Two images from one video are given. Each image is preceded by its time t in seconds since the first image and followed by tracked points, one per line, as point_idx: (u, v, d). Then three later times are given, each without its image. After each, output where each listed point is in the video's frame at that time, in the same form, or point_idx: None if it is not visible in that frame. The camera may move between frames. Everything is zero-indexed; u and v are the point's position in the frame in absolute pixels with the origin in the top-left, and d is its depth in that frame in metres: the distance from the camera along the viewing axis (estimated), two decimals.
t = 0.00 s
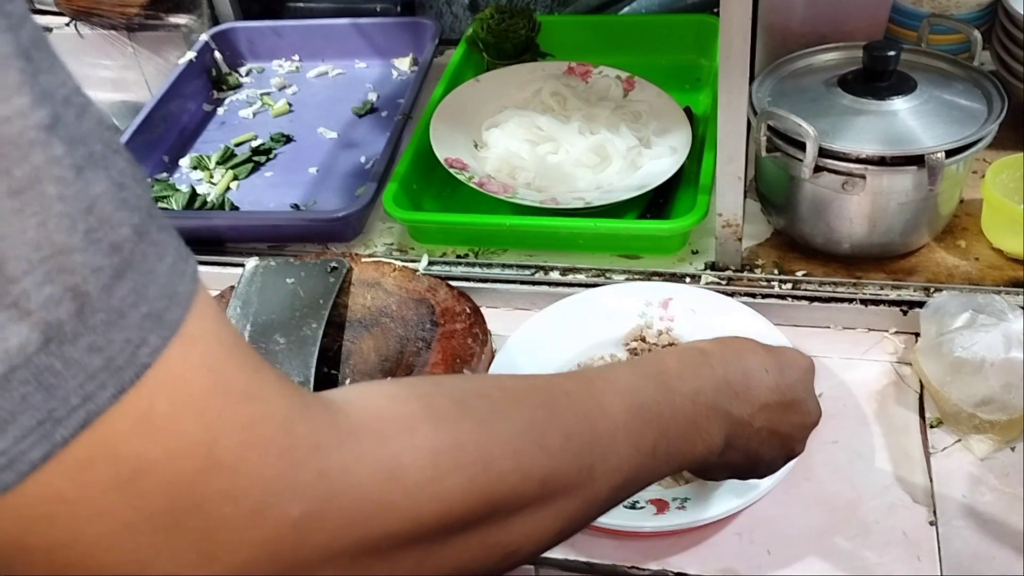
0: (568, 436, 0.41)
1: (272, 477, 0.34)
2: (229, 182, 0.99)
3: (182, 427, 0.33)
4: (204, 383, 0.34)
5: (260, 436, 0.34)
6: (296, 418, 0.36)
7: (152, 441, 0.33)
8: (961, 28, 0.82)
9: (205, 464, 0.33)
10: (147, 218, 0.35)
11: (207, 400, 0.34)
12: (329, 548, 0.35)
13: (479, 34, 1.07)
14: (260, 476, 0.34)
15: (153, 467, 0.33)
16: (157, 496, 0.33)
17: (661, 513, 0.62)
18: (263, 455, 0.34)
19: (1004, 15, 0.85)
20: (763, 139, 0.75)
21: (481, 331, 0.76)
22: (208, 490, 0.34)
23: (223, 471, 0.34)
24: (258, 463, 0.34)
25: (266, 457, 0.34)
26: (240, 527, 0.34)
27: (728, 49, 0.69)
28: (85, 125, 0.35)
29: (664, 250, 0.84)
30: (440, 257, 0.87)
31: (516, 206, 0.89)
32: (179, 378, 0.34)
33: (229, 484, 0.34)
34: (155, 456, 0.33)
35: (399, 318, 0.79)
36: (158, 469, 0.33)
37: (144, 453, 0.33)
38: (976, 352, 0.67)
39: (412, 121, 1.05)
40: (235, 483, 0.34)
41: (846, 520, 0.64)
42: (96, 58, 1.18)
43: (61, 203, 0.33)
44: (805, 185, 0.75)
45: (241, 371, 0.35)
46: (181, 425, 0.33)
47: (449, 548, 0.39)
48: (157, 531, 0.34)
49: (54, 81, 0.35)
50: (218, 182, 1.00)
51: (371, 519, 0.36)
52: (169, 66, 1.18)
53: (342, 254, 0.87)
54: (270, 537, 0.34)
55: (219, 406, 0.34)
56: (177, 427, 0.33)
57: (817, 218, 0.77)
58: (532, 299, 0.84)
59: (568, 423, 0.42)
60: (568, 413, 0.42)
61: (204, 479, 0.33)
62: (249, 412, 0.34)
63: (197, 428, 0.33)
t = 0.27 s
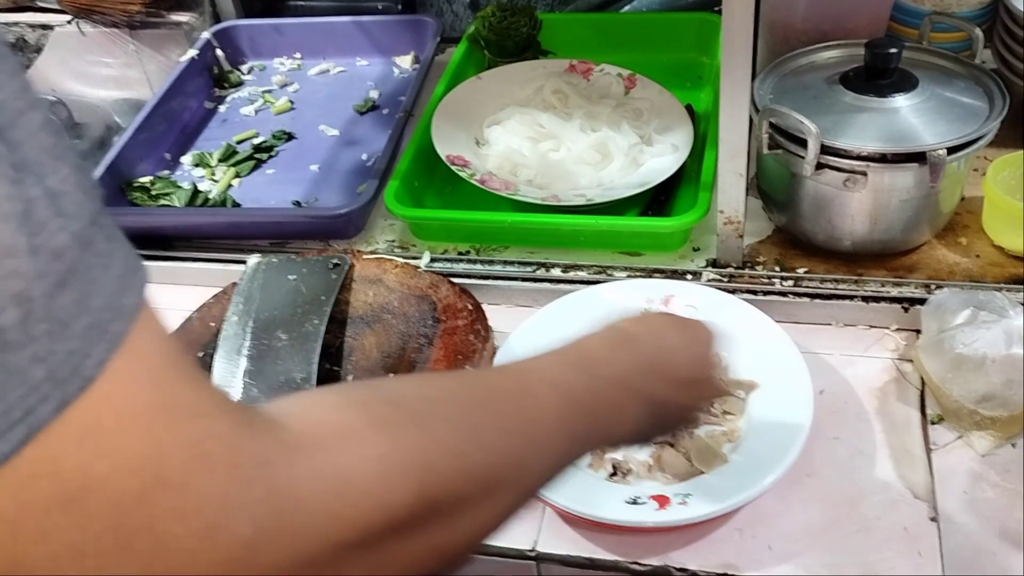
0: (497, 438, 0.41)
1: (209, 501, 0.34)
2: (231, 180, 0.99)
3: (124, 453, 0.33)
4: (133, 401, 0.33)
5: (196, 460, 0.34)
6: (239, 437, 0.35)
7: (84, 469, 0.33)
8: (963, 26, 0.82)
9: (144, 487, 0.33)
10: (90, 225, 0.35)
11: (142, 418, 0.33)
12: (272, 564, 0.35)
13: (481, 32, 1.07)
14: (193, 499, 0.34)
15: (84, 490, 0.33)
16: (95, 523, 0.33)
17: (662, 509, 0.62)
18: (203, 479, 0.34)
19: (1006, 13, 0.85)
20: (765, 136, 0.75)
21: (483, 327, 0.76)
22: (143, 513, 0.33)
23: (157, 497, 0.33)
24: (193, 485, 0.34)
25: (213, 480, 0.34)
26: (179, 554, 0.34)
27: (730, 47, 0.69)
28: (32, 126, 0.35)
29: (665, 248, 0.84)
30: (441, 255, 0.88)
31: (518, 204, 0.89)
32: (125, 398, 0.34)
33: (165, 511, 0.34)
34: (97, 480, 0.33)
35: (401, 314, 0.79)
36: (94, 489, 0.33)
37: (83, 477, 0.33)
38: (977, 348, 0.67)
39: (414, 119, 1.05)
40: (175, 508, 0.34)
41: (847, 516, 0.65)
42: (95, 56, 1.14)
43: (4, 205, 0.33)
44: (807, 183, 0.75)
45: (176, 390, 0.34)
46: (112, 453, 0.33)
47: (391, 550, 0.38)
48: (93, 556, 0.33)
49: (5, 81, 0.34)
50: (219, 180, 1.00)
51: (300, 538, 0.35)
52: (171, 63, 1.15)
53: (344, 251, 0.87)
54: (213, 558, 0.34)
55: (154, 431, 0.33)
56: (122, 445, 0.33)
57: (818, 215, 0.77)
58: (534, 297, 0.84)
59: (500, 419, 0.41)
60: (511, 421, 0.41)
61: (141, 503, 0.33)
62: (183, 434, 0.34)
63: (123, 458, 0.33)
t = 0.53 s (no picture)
0: (363, 431, 0.54)
1: (162, 490, 0.47)
2: (230, 179, 0.99)
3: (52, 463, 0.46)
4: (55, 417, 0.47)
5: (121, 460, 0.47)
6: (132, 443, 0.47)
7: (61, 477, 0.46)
8: (963, 26, 0.82)
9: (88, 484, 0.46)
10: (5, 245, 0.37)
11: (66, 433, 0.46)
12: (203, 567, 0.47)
13: (481, 31, 1.07)
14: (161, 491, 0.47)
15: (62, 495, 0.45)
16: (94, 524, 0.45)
17: (660, 508, 0.63)
18: (116, 475, 0.46)
19: (1005, 13, 0.85)
20: (764, 136, 0.75)
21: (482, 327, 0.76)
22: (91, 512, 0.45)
23: (125, 492, 0.46)
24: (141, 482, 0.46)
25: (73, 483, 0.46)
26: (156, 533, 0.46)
27: (730, 46, 0.69)
28: None
29: (664, 247, 0.84)
30: (441, 254, 0.88)
31: (517, 203, 0.89)
32: (50, 416, 0.47)
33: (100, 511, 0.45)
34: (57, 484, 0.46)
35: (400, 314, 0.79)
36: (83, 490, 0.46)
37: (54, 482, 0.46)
38: (975, 348, 0.67)
39: (414, 118, 1.05)
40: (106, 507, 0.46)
41: (845, 516, 0.65)
42: (96, 56, 1.10)
43: None
44: (806, 182, 0.75)
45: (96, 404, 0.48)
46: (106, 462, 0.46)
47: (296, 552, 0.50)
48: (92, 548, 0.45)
49: None
50: (218, 179, 1.00)
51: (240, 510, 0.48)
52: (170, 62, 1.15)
53: (344, 250, 0.87)
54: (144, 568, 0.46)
55: (87, 450, 0.46)
56: (79, 461, 0.46)
57: (817, 215, 0.77)
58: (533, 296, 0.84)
59: (363, 411, 0.54)
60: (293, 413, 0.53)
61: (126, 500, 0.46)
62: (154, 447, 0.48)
63: (110, 462, 0.46)
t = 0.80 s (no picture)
0: (265, 427, 0.55)
1: (107, 506, 0.46)
2: (230, 180, 1.00)
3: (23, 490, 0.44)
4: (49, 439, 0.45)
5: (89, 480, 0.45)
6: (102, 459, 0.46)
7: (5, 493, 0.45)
8: (959, 27, 0.82)
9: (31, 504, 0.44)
10: None
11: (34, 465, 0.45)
12: None
13: (479, 33, 1.08)
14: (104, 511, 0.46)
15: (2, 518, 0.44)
16: None
17: (658, 508, 0.63)
18: (74, 499, 0.45)
19: (1001, 15, 0.86)
20: (761, 137, 0.75)
21: (481, 328, 0.77)
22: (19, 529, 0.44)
23: (61, 509, 0.45)
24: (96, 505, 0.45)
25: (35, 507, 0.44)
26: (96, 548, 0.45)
27: (728, 47, 0.69)
28: None
29: (662, 248, 0.84)
30: (440, 254, 0.88)
31: (516, 204, 0.90)
32: (53, 440, 0.45)
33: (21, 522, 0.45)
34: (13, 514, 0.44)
35: (399, 314, 0.79)
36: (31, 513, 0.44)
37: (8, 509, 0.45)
38: (972, 349, 0.67)
39: (412, 119, 1.05)
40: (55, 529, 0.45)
41: (842, 516, 0.65)
42: (95, 56, 1.08)
43: None
44: (803, 183, 0.76)
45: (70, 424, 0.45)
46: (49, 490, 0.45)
47: None
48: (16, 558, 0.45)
49: None
50: (218, 180, 1.00)
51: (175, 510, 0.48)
52: (170, 63, 1.15)
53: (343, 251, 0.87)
54: None
55: (59, 476, 0.45)
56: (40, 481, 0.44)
57: (814, 216, 0.77)
58: (532, 296, 0.85)
59: (256, 407, 0.55)
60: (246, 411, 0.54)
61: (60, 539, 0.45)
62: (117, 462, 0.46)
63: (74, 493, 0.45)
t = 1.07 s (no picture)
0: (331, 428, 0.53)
1: (211, 525, 0.42)
2: (232, 180, 1.00)
3: (131, 514, 0.39)
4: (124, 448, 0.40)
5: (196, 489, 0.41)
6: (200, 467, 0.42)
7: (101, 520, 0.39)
8: (959, 27, 0.82)
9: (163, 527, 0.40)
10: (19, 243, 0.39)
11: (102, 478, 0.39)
12: None
13: (480, 34, 1.08)
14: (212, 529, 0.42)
15: (117, 539, 0.39)
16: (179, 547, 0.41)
17: (661, 505, 0.63)
18: (196, 519, 0.41)
19: (1001, 16, 0.86)
20: (763, 137, 0.75)
21: (484, 327, 0.77)
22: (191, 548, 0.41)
23: (179, 532, 0.40)
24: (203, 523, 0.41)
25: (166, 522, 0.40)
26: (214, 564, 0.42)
27: (729, 47, 0.70)
28: None
29: (664, 247, 0.85)
30: (442, 254, 0.88)
31: (518, 204, 0.90)
32: (113, 458, 0.39)
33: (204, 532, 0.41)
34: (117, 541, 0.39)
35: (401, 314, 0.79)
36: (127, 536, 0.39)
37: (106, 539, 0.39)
38: (972, 347, 0.68)
39: (414, 120, 1.06)
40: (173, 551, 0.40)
41: (844, 513, 0.65)
42: (96, 57, 1.07)
43: None
44: (804, 183, 0.76)
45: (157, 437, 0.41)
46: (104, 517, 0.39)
47: None
48: None
49: None
50: (220, 180, 1.00)
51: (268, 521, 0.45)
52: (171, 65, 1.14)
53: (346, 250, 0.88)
54: None
55: (165, 495, 0.40)
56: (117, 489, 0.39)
57: (815, 215, 0.78)
58: (534, 296, 0.85)
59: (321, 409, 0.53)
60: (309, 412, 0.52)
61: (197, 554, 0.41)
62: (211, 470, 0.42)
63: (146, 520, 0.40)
